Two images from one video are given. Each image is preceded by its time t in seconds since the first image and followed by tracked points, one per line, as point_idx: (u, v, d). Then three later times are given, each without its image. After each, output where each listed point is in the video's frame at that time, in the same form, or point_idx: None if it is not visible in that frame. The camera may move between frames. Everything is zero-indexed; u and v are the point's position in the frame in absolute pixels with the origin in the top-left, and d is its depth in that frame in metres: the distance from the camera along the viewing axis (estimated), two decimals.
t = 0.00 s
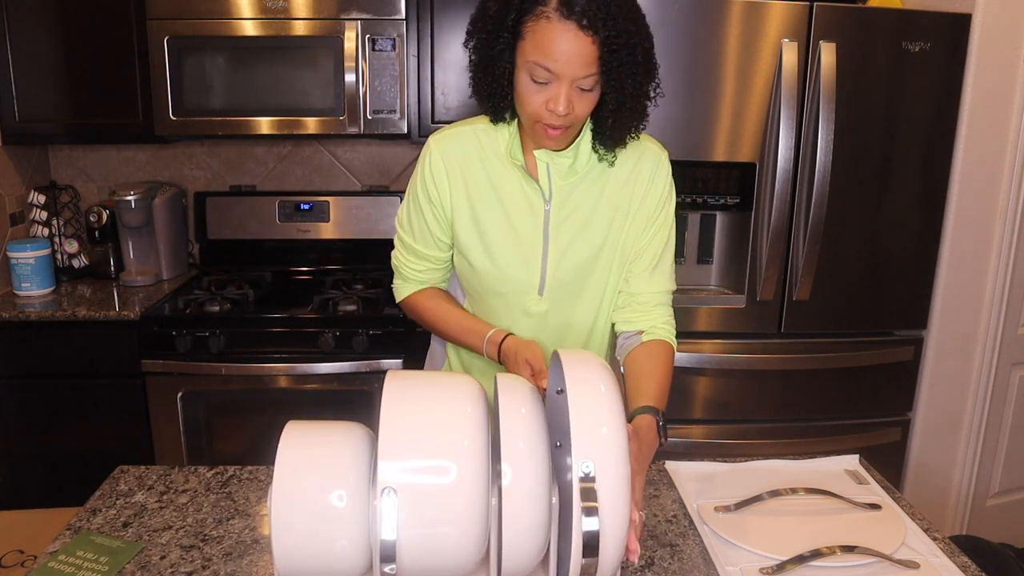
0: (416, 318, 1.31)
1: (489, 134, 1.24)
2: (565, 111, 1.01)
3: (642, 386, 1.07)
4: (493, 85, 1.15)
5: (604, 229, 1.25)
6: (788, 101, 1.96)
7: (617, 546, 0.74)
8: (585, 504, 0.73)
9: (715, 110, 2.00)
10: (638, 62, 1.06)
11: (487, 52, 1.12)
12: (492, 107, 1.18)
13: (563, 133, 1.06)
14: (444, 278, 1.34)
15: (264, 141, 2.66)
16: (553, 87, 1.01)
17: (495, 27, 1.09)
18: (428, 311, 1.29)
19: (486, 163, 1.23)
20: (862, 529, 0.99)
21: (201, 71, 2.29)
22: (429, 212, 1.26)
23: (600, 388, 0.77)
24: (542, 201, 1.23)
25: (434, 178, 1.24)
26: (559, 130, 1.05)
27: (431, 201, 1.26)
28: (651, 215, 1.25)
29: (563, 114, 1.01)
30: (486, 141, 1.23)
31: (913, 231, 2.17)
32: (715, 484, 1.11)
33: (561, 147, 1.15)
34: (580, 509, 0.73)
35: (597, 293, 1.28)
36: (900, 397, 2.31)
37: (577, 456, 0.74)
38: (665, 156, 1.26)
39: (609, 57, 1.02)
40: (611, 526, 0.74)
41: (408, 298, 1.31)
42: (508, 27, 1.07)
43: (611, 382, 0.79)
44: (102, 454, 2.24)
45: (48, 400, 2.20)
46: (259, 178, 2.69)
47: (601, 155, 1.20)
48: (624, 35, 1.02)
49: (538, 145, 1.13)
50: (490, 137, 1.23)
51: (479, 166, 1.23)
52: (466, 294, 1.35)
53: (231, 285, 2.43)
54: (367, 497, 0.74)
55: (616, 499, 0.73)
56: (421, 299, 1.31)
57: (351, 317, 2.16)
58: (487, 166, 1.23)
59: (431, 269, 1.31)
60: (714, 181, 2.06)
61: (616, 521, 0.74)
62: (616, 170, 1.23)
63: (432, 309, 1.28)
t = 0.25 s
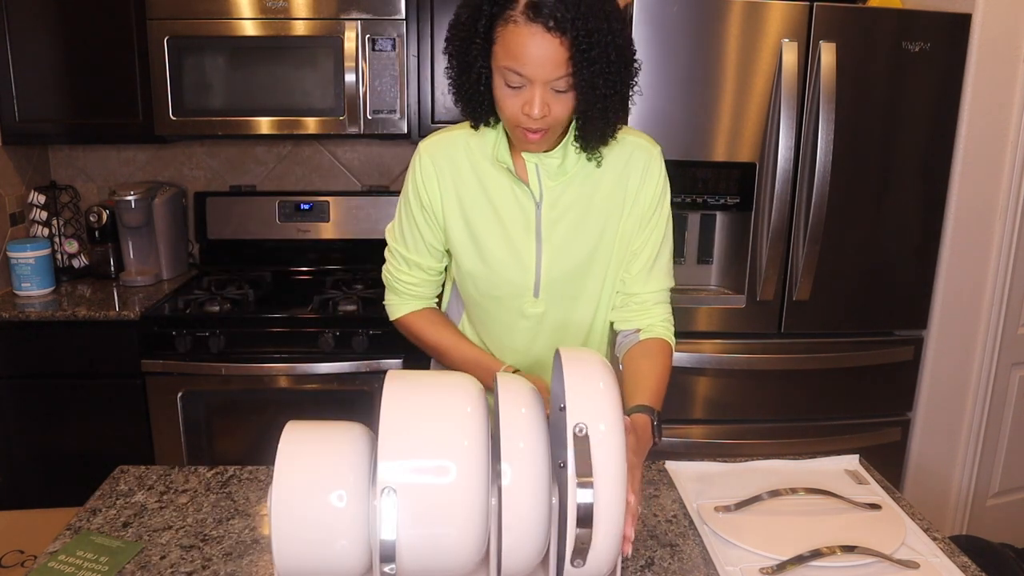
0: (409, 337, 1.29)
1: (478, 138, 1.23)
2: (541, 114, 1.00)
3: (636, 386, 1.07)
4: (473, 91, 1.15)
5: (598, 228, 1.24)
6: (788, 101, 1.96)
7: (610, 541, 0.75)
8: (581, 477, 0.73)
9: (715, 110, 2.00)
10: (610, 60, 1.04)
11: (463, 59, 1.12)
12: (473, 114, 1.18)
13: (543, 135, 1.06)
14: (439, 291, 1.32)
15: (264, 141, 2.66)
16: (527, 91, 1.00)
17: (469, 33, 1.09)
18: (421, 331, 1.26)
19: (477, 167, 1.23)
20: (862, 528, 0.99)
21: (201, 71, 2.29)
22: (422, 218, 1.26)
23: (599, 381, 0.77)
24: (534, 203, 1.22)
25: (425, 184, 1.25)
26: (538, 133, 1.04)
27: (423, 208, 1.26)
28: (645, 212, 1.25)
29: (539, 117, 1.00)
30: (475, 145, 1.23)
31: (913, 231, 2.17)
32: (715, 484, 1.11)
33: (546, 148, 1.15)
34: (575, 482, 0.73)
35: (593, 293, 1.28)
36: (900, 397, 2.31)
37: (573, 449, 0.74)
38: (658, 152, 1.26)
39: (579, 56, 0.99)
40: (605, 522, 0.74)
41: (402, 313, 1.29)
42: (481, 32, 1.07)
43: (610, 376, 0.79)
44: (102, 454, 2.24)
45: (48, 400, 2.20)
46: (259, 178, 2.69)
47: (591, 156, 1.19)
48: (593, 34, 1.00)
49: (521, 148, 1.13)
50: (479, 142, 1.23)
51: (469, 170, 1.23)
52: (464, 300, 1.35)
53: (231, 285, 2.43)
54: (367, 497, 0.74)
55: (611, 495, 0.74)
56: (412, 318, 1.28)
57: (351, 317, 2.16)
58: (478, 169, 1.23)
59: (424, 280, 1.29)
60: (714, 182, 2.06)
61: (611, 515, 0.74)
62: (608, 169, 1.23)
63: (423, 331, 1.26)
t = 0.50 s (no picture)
0: (409, 343, 1.27)
1: (472, 138, 1.23)
2: (527, 114, 1.01)
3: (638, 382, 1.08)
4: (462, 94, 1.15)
5: (593, 225, 1.24)
6: (788, 101, 1.96)
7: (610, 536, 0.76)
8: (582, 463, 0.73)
9: (715, 110, 2.00)
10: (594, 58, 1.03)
11: (450, 62, 1.13)
12: (463, 116, 1.18)
13: (533, 135, 1.06)
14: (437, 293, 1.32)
15: (264, 142, 2.66)
16: (513, 91, 1.01)
17: (454, 36, 1.10)
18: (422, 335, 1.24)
19: (471, 166, 1.23)
20: (862, 528, 0.99)
21: (201, 71, 2.29)
22: (418, 218, 1.27)
23: (598, 381, 0.77)
24: (528, 201, 1.22)
25: (420, 184, 1.25)
26: (527, 132, 1.05)
27: (418, 207, 1.26)
28: (640, 209, 1.25)
29: (525, 117, 1.01)
30: (469, 144, 1.23)
31: (913, 231, 2.17)
32: (715, 484, 1.12)
33: (538, 145, 1.14)
34: (576, 467, 0.73)
35: (590, 290, 1.28)
36: (900, 397, 2.31)
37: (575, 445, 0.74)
38: (654, 150, 1.25)
39: (562, 55, 0.99)
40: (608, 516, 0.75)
41: (399, 314, 1.28)
42: (466, 35, 1.07)
43: (610, 376, 0.79)
44: (102, 454, 2.24)
45: (48, 400, 2.20)
46: (259, 178, 2.69)
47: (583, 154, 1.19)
48: (575, 32, 1.00)
49: (515, 147, 1.13)
50: (473, 141, 1.23)
51: (463, 169, 1.23)
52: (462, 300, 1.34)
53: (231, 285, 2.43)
54: (367, 497, 0.74)
55: (612, 489, 0.74)
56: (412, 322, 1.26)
57: (351, 317, 2.16)
58: (472, 169, 1.23)
59: (421, 280, 1.29)
60: (714, 182, 2.06)
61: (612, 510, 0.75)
62: (603, 168, 1.22)
63: (426, 334, 1.24)
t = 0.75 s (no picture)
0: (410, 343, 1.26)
1: (474, 135, 1.23)
2: (525, 115, 1.01)
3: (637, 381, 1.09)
4: (462, 93, 1.15)
5: (593, 224, 1.24)
6: (788, 101, 1.96)
7: (609, 532, 0.76)
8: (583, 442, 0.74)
9: (715, 110, 2.00)
10: (590, 60, 1.03)
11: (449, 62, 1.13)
12: (463, 116, 1.18)
13: (533, 134, 1.06)
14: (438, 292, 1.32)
15: (264, 142, 2.66)
16: (511, 93, 1.01)
17: (452, 37, 1.10)
18: (424, 334, 1.23)
19: (471, 164, 1.23)
20: (862, 528, 0.99)
21: (200, 71, 2.29)
22: (418, 215, 1.27)
23: (597, 377, 0.77)
24: (528, 199, 1.22)
25: (420, 181, 1.25)
26: (526, 132, 1.05)
27: (419, 205, 1.27)
28: (640, 208, 1.25)
29: (522, 118, 1.01)
30: (470, 142, 1.23)
31: (912, 231, 2.17)
32: (715, 484, 1.12)
33: (538, 144, 1.14)
34: (577, 447, 0.74)
35: (589, 289, 1.28)
36: (900, 397, 2.31)
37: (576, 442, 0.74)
38: (654, 151, 1.25)
39: (560, 58, 0.99)
40: (607, 512, 0.75)
41: (401, 314, 1.28)
42: (464, 36, 1.08)
43: (610, 373, 0.79)
44: (102, 454, 2.24)
45: (48, 400, 2.20)
46: (259, 178, 2.69)
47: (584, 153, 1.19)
48: (572, 36, 0.99)
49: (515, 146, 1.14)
50: (473, 138, 1.23)
51: (463, 167, 1.24)
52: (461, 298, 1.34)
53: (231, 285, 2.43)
54: (367, 496, 0.74)
55: (612, 487, 0.75)
56: (414, 321, 1.26)
57: (351, 317, 2.16)
58: (472, 166, 1.23)
59: (420, 279, 1.29)
60: (714, 182, 2.06)
61: (612, 507, 0.75)
62: (603, 167, 1.22)
63: (428, 333, 1.23)
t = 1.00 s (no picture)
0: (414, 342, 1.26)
1: (477, 136, 1.23)
2: (528, 119, 1.01)
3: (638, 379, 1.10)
4: (465, 94, 1.15)
5: (596, 224, 1.24)
6: (788, 101, 1.96)
7: (610, 532, 0.77)
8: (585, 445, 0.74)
9: (715, 110, 2.00)
10: (593, 65, 1.03)
11: (452, 64, 1.13)
12: (466, 117, 1.18)
13: (537, 136, 1.07)
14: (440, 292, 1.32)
15: (264, 142, 2.66)
16: (514, 97, 1.01)
17: (455, 39, 1.10)
18: (429, 335, 1.23)
19: (474, 164, 1.23)
20: (862, 529, 0.99)
21: (200, 71, 2.29)
22: (421, 215, 1.27)
23: (598, 377, 0.77)
24: (530, 199, 1.22)
25: (423, 181, 1.25)
26: (529, 135, 1.05)
27: (421, 205, 1.26)
28: (644, 210, 1.25)
29: (526, 122, 1.01)
30: (473, 142, 1.23)
31: (912, 231, 2.17)
32: (715, 484, 1.12)
33: (540, 146, 1.14)
34: (580, 449, 0.74)
35: (592, 290, 1.28)
36: (900, 397, 2.31)
37: (578, 443, 0.74)
38: (658, 151, 1.25)
39: (563, 63, 0.99)
40: (610, 513, 0.75)
41: (403, 314, 1.27)
42: (467, 39, 1.07)
43: (612, 373, 0.79)
44: (102, 454, 2.24)
45: (48, 400, 2.20)
46: (259, 178, 2.69)
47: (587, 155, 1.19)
48: (575, 40, 0.99)
49: (518, 148, 1.14)
50: (476, 140, 1.23)
51: (466, 167, 1.24)
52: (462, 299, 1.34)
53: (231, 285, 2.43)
54: (367, 496, 0.74)
55: (614, 487, 0.75)
56: (419, 322, 1.25)
57: (351, 317, 2.16)
58: (475, 167, 1.23)
59: (423, 278, 1.29)
60: (714, 181, 2.06)
61: (614, 507, 0.75)
62: (606, 168, 1.22)
63: (433, 334, 1.22)
